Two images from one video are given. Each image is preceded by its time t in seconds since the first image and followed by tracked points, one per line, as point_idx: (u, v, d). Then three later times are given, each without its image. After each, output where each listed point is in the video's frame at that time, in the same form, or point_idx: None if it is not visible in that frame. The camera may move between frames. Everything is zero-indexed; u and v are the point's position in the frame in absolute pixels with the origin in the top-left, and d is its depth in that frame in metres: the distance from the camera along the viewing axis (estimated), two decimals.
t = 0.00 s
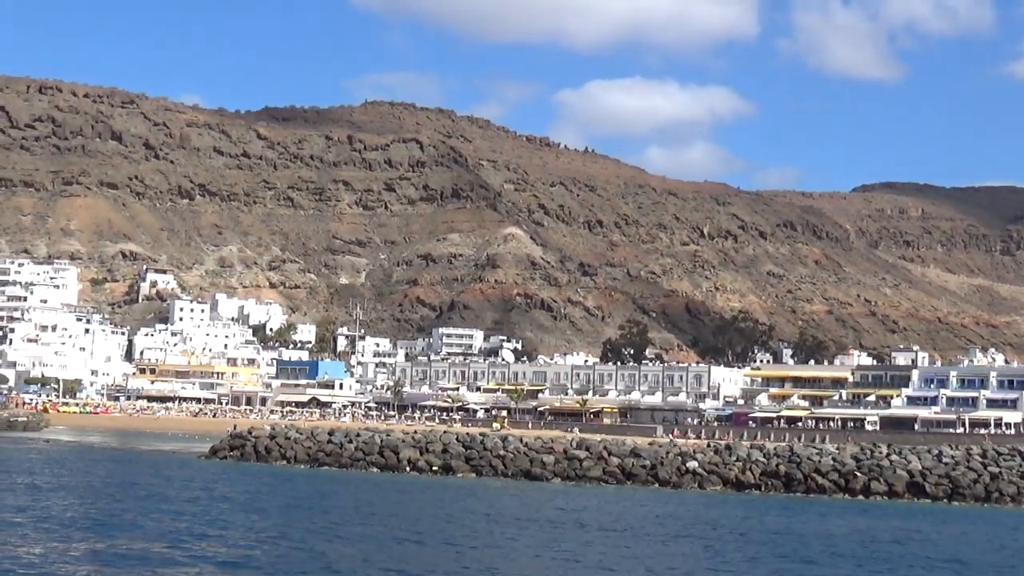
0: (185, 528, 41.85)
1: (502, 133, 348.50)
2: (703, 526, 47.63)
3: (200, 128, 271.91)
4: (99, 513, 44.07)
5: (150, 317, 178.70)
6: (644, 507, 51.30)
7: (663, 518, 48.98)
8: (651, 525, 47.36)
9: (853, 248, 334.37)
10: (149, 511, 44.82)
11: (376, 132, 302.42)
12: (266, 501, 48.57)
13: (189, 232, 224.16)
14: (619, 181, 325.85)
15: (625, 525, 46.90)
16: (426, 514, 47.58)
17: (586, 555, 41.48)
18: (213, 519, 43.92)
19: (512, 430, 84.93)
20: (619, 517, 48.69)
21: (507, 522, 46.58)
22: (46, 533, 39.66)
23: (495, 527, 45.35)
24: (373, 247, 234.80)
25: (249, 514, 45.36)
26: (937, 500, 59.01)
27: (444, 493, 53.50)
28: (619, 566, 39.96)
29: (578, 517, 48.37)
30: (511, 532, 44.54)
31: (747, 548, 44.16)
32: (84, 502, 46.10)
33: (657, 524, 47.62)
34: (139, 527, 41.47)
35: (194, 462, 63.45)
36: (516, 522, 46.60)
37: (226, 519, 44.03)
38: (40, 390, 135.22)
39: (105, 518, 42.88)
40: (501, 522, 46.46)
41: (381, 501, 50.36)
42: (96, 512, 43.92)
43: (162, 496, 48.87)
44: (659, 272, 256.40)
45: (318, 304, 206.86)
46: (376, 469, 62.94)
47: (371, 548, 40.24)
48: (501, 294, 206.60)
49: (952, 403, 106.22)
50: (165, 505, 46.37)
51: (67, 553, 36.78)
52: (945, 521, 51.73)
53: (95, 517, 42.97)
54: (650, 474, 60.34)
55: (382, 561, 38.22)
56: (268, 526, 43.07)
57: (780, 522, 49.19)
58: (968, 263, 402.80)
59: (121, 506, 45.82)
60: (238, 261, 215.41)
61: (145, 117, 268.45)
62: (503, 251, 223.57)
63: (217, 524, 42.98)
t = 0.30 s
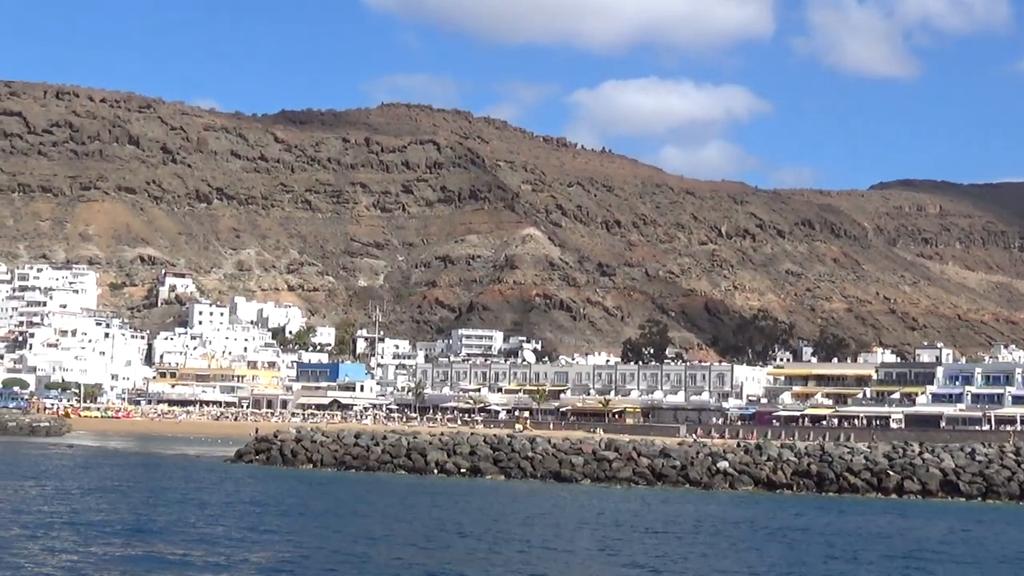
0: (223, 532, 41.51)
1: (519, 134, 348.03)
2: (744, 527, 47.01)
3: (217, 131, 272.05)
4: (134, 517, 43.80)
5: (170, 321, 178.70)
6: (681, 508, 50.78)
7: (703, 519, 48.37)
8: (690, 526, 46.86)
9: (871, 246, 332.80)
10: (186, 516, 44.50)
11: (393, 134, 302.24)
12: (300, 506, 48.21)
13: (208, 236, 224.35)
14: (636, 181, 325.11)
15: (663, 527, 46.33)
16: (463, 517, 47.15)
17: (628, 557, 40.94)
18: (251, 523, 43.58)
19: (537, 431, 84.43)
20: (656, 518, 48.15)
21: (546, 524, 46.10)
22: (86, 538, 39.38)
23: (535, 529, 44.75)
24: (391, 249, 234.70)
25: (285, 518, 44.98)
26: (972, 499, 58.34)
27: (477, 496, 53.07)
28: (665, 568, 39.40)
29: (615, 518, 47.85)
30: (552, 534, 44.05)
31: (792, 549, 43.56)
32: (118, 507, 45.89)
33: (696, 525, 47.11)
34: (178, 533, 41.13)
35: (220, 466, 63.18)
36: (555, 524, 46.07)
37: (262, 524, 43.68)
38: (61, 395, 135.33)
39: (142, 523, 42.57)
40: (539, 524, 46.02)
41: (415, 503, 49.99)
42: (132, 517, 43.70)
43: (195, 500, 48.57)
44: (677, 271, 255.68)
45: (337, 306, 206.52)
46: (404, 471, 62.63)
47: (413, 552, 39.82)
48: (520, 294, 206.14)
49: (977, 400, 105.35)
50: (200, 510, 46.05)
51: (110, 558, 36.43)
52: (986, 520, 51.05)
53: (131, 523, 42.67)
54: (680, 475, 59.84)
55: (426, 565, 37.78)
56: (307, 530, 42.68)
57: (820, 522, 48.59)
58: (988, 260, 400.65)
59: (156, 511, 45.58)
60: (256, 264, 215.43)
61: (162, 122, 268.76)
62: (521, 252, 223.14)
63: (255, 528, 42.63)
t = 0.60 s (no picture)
0: (251, 532, 41.42)
1: (531, 131, 347.60)
2: (774, 525, 46.57)
3: (229, 130, 271.99)
4: (160, 518, 43.52)
5: (184, 320, 178.54)
6: (709, 506, 50.29)
7: (733, 517, 47.88)
8: (722, 524, 46.37)
9: (884, 241, 331.73)
10: (212, 517, 44.19)
11: (404, 132, 302.07)
12: (326, 505, 47.85)
13: (221, 235, 224.44)
14: (648, 177, 324.52)
15: (694, 526, 45.87)
16: (491, 516, 46.73)
17: (661, 556, 40.47)
18: (278, 523, 43.24)
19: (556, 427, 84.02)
20: (686, 517, 47.68)
21: (576, 523, 45.65)
22: (113, 540, 39.13)
23: (566, 529, 44.30)
24: (404, 247, 234.40)
25: (312, 518, 44.62)
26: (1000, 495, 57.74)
27: (503, 494, 52.65)
28: (700, 567, 38.92)
29: (645, 517, 47.40)
30: (583, 534, 43.59)
31: (826, 547, 43.03)
32: (144, 508, 45.62)
33: (727, 523, 46.61)
34: (206, 534, 40.85)
35: (240, 466, 62.86)
36: (585, 523, 45.62)
37: (289, 523, 43.34)
38: (76, 395, 135.22)
39: (169, 524, 42.29)
40: (568, 523, 45.60)
41: (441, 503, 49.57)
42: (158, 518, 43.42)
43: (219, 500, 48.35)
44: (690, 268, 255.12)
45: (350, 305, 206.15)
46: (426, 470, 62.35)
47: (446, 552, 39.38)
48: (533, 292, 205.66)
49: (997, 394, 104.71)
50: (226, 510, 45.75)
51: (138, 560, 36.12)
52: (1016, 516, 50.53)
53: (157, 524, 42.41)
54: (705, 472, 59.34)
55: (460, 565, 37.36)
56: (336, 531, 42.30)
57: (852, 520, 48.05)
58: (1001, 255, 399.00)
59: (182, 511, 45.29)
60: (269, 263, 215.35)
61: (174, 121, 268.81)
62: (534, 249, 222.75)
63: (283, 529, 42.33)
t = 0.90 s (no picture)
0: (277, 523, 41.28)
1: (544, 122, 346.89)
2: (802, 517, 46.20)
3: (243, 122, 271.81)
4: (187, 510, 43.19)
5: (198, 312, 178.40)
6: (740, 499, 49.82)
7: (765, 510, 47.35)
8: (753, 517, 45.89)
9: (899, 232, 330.39)
10: (239, 509, 43.86)
11: (418, 123, 301.63)
12: (353, 498, 47.44)
13: (234, 227, 224.43)
14: (662, 168, 323.64)
15: (727, 518, 45.35)
16: (521, 507, 46.27)
17: (696, 549, 39.96)
18: (307, 515, 42.84)
19: (574, 419, 83.59)
20: (713, 509, 47.19)
21: (605, 516, 45.12)
22: (140, 531, 38.85)
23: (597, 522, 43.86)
24: (418, 239, 234.04)
25: (341, 510, 44.22)
26: None
27: (529, 486, 52.20)
28: (737, 561, 38.39)
29: (675, 510, 46.86)
30: (615, 525, 43.13)
31: (855, 539, 42.64)
32: (169, 500, 45.31)
33: (759, 517, 46.05)
34: (235, 525, 40.51)
35: (261, 457, 62.62)
36: (615, 516, 45.12)
37: (319, 516, 42.98)
38: (92, 386, 135.20)
39: (196, 515, 42.02)
40: (598, 516, 45.06)
41: (467, 495, 49.14)
42: (185, 510, 43.06)
43: (243, 491, 48.16)
44: (704, 259, 254.38)
45: (364, 296, 205.74)
46: (448, 462, 62.03)
47: (477, 545, 38.95)
48: (548, 283, 205.13)
49: (1017, 386, 104.00)
50: (253, 502, 45.40)
51: (167, 551, 35.83)
52: None
53: (185, 515, 42.03)
54: (730, 464, 58.91)
55: (494, 559, 36.89)
56: (366, 523, 41.92)
57: (883, 513, 47.56)
58: (1016, 245, 397.17)
59: (207, 503, 44.95)
60: (283, 255, 215.21)
61: (188, 113, 268.74)
62: (548, 240, 222.27)
63: (311, 521, 41.98)
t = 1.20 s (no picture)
0: (306, 515, 41.17)
1: (559, 113, 346.18)
2: (831, 509, 45.89)
3: (258, 114, 271.66)
4: (212, 503, 43.00)
5: (215, 304, 178.29)
6: (770, 491, 49.39)
7: (796, 503, 46.92)
8: (785, 509, 45.48)
9: (916, 222, 328.92)
10: (265, 501, 43.66)
11: (433, 114, 301.22)
12: (382, 490, 47.16)
13: (250, 219, 224.50)
14: (678, 159, 322.76)
15: (758, 511, 44.97)
16: (550, 500, 45.94)
17: (729, 543, 39.56)
18: (334, 508, 42.56)
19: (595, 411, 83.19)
20: (741, 501, 46.94)
21: (635, 508, 44.78)
22: (165, 524, 38.66)
23: (628, 514, 43.53)
24: (433, 230, 233.72)
25: (367, 504, 43.94)
26: None
27: (557, 478, 51.85)
28: (769, 555, 38.02)
29: (706, 502, 46.48)
30: (645, 519, 42.76)
31: (886, 532, 42.38)
32: (196, 492, 45.17)
33: (791, 509, 45.63)
34: (262, 518, 40.28)
35: (284, 450, 62.37)
36: (646, 509, 44.77)
37: (344, 509, 42.70)
38: (109, 378, 135.32)
39: (221, 509, 41.83)
40: (628, 508, 44.72)
41: (494, 487, 48.80)
42: (211, 503, 42.87)
43: (270, 483, 48.03)
44: (720, 249, 253.63)
45: (380, 288, 205.34)
46: (472, 454, 61.73)
47: (507, 538, 38.63)
48: (564, 274, 204.62)
49: None
50: (280, 495, 45.17)
51: (193, 545, 35.57)
52: None
53: (210, 509, 41.84)
54: (757, 456, 58.51)
55: (526, 551, 36.58)
56: (393, 516, 41.64)
57: (915, 505, 47.08)
58: None
59: (233, 495, 44.83)
60: (299, 246, 215.10)
61: (203, 104, 268.72)
62: (564, 231, 221.73)
63: (339, 513, 41.73)
